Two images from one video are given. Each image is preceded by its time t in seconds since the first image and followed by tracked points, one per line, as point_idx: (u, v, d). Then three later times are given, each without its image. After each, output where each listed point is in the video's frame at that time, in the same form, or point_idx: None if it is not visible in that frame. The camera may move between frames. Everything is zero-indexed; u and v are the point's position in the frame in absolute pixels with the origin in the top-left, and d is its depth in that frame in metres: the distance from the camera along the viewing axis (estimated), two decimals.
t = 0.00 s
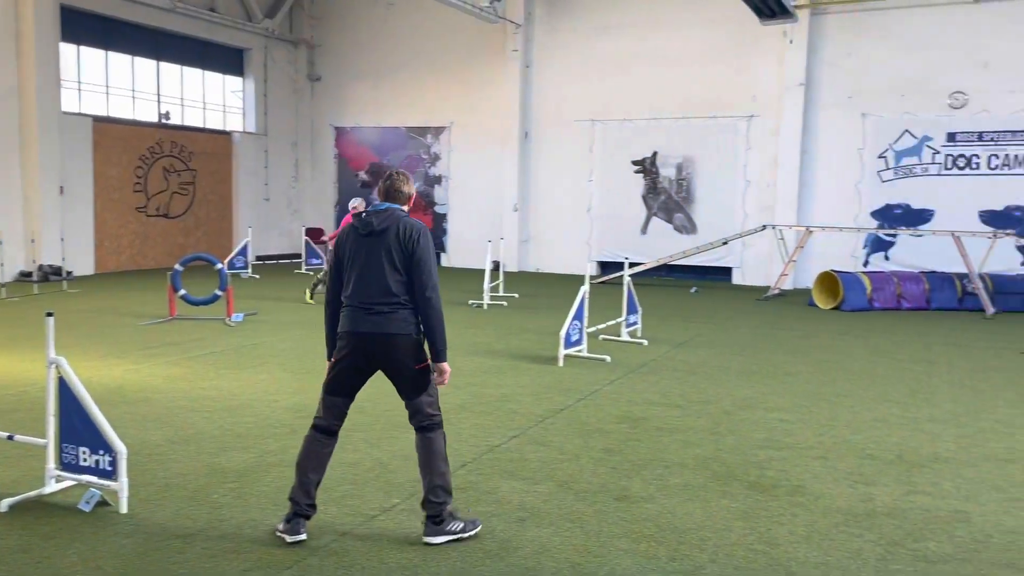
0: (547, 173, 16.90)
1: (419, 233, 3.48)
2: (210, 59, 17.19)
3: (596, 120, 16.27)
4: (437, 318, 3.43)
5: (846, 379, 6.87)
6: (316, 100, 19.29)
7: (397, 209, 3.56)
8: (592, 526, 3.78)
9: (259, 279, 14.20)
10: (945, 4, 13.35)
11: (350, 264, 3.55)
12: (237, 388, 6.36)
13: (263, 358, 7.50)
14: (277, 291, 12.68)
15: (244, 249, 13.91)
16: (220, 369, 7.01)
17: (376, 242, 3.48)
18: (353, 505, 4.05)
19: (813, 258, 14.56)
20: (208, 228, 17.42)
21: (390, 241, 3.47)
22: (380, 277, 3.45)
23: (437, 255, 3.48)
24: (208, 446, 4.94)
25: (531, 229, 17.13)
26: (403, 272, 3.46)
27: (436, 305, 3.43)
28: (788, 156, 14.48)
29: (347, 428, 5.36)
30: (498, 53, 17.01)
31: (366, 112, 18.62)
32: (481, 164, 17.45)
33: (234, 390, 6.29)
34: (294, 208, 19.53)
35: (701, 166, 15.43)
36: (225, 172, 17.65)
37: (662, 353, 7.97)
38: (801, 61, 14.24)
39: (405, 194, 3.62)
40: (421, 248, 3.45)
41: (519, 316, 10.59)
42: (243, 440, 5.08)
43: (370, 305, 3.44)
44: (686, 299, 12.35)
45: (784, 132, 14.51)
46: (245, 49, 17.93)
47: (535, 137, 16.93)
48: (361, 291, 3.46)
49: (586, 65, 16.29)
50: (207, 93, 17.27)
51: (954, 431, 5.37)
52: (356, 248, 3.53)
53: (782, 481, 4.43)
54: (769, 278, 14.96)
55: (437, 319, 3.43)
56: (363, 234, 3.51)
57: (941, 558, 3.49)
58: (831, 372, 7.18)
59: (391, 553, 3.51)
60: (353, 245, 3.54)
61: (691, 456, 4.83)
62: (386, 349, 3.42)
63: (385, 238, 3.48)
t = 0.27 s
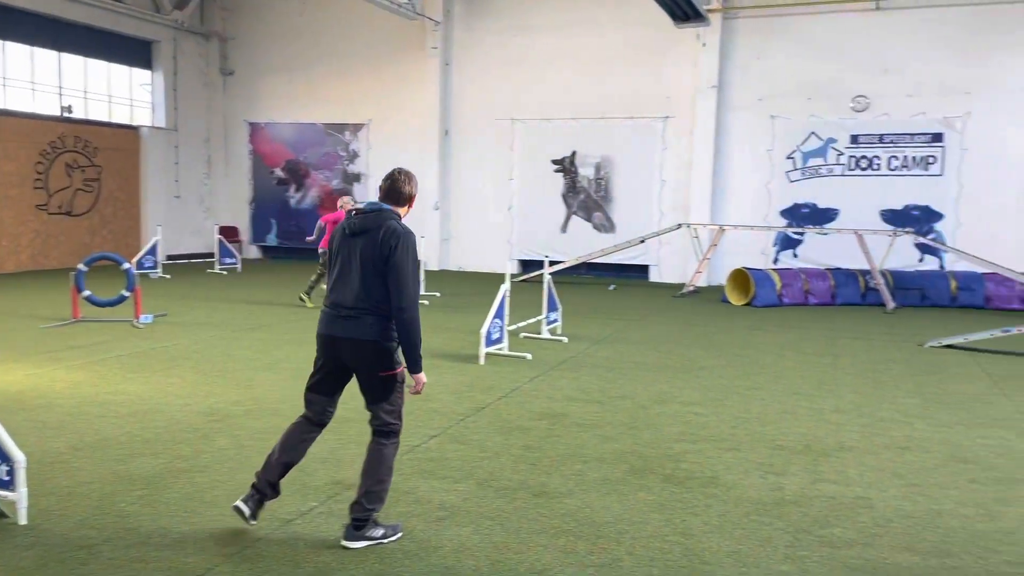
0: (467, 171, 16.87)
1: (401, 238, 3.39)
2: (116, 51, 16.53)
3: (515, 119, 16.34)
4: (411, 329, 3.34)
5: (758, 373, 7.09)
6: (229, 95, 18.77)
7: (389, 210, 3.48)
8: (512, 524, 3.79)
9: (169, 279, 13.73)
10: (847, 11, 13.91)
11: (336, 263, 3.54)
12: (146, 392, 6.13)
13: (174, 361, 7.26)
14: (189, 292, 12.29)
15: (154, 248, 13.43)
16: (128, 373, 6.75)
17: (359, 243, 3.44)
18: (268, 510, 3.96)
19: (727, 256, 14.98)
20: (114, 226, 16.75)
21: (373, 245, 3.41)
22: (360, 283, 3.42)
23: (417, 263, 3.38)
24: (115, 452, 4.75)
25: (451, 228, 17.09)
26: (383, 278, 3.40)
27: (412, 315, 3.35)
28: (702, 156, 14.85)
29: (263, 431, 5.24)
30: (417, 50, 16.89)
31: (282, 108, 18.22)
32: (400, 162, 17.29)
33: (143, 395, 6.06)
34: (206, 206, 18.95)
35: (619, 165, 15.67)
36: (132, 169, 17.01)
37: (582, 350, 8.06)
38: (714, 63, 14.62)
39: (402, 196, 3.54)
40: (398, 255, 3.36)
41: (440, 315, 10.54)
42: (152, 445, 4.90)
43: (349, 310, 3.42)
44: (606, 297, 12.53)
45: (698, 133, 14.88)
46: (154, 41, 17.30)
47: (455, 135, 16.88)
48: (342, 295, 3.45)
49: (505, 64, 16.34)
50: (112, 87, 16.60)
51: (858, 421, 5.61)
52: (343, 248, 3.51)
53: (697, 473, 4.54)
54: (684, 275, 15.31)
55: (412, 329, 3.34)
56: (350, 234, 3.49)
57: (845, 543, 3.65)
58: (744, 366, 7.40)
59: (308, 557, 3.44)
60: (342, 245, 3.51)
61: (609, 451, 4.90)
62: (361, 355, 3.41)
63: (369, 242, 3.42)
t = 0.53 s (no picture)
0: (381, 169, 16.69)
1: (364, 232, 3.36)
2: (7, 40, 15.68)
3: (430, 117, 16.27)
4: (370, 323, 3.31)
5: (669, 369, 7.26)
6: (131, 89, 18.06)
7: (357, 205, 3.47)
8: (426, 525, 3.78)
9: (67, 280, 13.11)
10: (752, 18, 14.38)
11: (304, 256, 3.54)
12: (41, 399, 5.84)
13: (71, 366, 6.93)
14: (88, 294, 11.75)
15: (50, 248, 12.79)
16: (21, 379, 6.41)
17: (323, 236, 3.43)
18: (172, 519, 3.83)
19: (640, 254, 15.28)
20: (5, 225, 15.88)
21: (336, 239, 3.39)
22: (319, 275, 3.40)
23: (380, 257, 3.35)
24: (5, 463, 4.51)
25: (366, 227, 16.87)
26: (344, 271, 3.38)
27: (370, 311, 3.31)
28: (615, 157, 15.11)
29: (167, 438, 5.06)
30: (329, 46, 16.63)
31: (189, 103, 17.64)
32: (312, 160, 16.97)
33: (37, 402, 5.77)
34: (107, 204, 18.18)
35: (534, 164, 15.79)
36: (25, 164, 16.17)
37: (498, 349, 8.08)
38: (626, 65, 14.89)
39: (375, 191, 3.53)
40: (359, 248, 3.33)
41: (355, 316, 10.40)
42: (46, 455, 4.67)
43: (308, 301, 3.41)
44: (521, 295, 12.61)
45: (611, 134, 15.13)
46: (49, 30, 16.49)
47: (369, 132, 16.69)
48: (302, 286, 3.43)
49: (419, 62, 16.24)
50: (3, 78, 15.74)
51: (763, 413, 5.81)
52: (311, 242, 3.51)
53: (609, 468, 4.62)
54: (598, 274, 15.55)
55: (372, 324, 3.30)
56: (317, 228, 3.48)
57: (750, 531, 3.77)
58: (656, 362, 7.57)
59: (215, 567, 3.34)
60: (309, 238, 3.51)
61: (524, 449, 4.94)
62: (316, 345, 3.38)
63: (332, 234, 3.41)
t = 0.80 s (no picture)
0: (292, 168, 16.34)
1: (334, 242, 3.41)
2: None
3: (342, 115, 16.03)
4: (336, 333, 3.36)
5: (582, 368, 7.36)
6: (23, 81, 17.18)
7: (331, 214, 3.52)
8: (334, 531, 3.72)
9: None
10: (662, 23, 14.71)
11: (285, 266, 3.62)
12: None
13: None
14: None
15: None
16: None
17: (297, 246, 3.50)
18: (64, 533, 3.65)
19: (554, 254, 15.43)
20: None
21: (309, 249, 3.45)
22: (296, 286, 3.48)
23: (349, 266, 3.40)
24: None
25: (276, 226, 16.48)
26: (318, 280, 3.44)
27: (339, 320, 3.37)
28: (529, 157, 15.22)
29: (60, 448, 4.83)
30: (237, 42, 16.20)
31: (87, 97, 16.90)
32: (219, 157, 16.49)
33: None
34: None
35: (448, 164, 15.74)
36: None
37: (411, 350, 8.02)
38: (539, 67, 15.01)
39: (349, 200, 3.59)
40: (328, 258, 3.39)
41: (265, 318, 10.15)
42: None
43: (287, 311, 3.50)
44: (436, 296, 12.55)
45: (526, 136, 15.23)
46: None
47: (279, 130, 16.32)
48: (281, 295, 3.53)
49: (331, 60, 15.98)
50: None
51: (672, 410, 5.96)
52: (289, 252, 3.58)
53: (521, 468, 4.65)
54: (513, 274, 15.63)
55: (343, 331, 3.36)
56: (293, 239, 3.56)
57: (657, 526, 3.86)
58: (569, 361, 7.65)
59: None
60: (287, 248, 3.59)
61: (436, 451, 4.91)
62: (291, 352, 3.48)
63: (305, 243, 3.47)
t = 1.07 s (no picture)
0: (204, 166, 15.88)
1: (310, 231, 3.40)
2: None
3: (256, 112, 15.67)
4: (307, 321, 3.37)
5: (500, 368, 7.38)
6: None
7: (312, 203, 3.53)
8: (243, 540, 3.63)
9: None
10: (579, 27, 14.90)
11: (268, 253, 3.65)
12: None
13: None
14: None
15: None
16: None
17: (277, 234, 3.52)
18: None
19: (473, 254, 15.44)
20: None
21: (288, 237, 3.47)
22: (274, 275, 3.50)
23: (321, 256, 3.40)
24: None
25: (186, 227, 15.98)
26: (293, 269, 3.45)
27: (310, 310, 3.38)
28: (448, 158, 15.19)
29: None
30: (145, 36, 15.67)
31: None
32: (125, 155, 15.91)
33: None
34: None
35: (366, 164, 15.56)
36: None
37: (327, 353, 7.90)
38: (458, 67, 15.01)
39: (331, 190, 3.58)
40: (303, 247, 3.39)
41: (173, 321, 9.83)
42: None
43: (265, 300, 3.52)
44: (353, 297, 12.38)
45: (445, 137, 15.20)
46: None
47: (190, 127, 15.85)
48: (261, 283, 3.56)
49: (244, 57, 15.61)
50: None
51: (587, 409, 6.03)
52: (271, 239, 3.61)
53: (437, 470, 4.63)
54: (432, 274, 15.56)
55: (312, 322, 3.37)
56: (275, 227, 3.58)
57: (571, 524, 3.90)
58: (487, 362, 7.67)
59: None
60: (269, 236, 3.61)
61: (350, 455, 4.85)
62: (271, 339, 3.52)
63: (284, 232, 3.48)
